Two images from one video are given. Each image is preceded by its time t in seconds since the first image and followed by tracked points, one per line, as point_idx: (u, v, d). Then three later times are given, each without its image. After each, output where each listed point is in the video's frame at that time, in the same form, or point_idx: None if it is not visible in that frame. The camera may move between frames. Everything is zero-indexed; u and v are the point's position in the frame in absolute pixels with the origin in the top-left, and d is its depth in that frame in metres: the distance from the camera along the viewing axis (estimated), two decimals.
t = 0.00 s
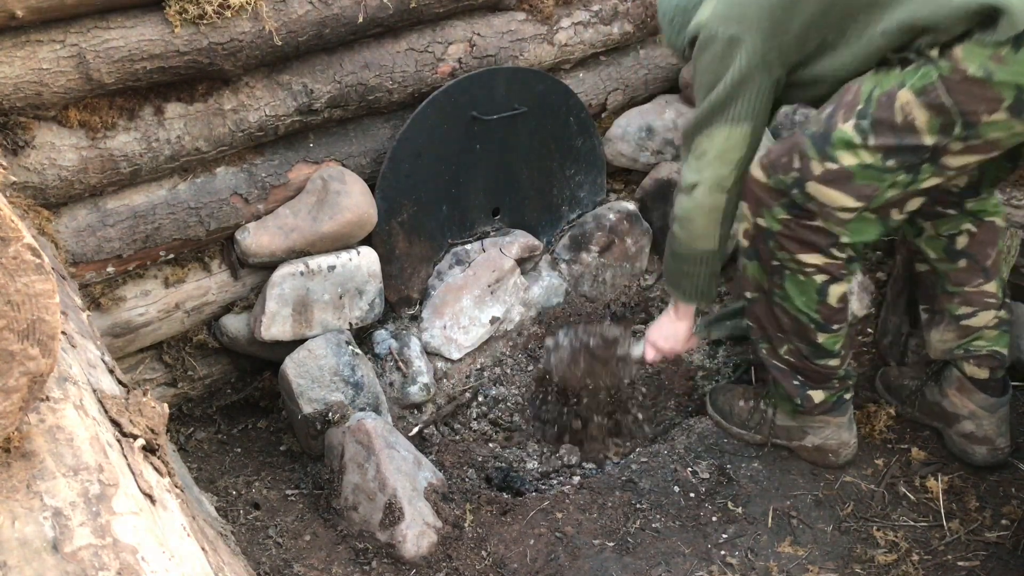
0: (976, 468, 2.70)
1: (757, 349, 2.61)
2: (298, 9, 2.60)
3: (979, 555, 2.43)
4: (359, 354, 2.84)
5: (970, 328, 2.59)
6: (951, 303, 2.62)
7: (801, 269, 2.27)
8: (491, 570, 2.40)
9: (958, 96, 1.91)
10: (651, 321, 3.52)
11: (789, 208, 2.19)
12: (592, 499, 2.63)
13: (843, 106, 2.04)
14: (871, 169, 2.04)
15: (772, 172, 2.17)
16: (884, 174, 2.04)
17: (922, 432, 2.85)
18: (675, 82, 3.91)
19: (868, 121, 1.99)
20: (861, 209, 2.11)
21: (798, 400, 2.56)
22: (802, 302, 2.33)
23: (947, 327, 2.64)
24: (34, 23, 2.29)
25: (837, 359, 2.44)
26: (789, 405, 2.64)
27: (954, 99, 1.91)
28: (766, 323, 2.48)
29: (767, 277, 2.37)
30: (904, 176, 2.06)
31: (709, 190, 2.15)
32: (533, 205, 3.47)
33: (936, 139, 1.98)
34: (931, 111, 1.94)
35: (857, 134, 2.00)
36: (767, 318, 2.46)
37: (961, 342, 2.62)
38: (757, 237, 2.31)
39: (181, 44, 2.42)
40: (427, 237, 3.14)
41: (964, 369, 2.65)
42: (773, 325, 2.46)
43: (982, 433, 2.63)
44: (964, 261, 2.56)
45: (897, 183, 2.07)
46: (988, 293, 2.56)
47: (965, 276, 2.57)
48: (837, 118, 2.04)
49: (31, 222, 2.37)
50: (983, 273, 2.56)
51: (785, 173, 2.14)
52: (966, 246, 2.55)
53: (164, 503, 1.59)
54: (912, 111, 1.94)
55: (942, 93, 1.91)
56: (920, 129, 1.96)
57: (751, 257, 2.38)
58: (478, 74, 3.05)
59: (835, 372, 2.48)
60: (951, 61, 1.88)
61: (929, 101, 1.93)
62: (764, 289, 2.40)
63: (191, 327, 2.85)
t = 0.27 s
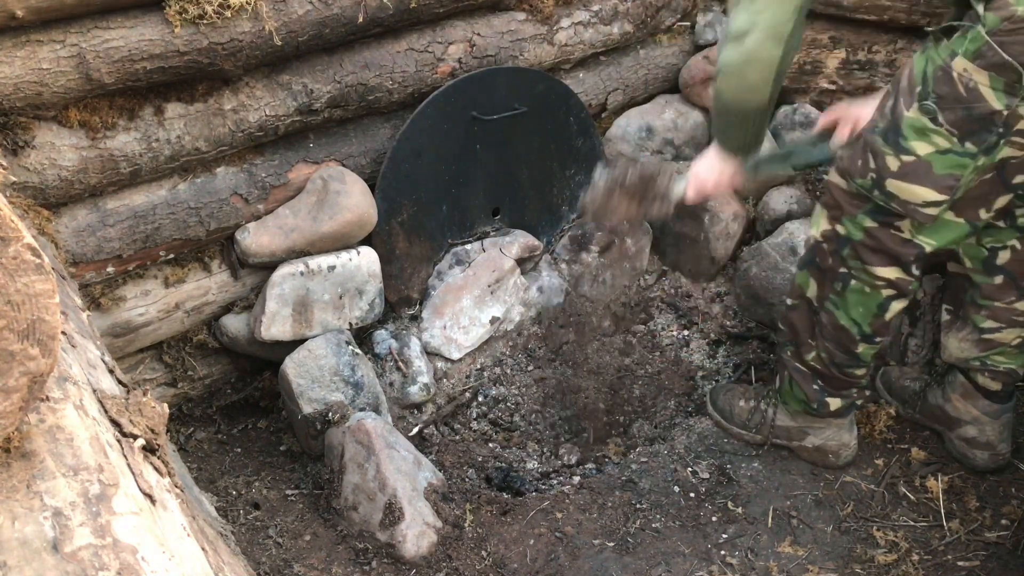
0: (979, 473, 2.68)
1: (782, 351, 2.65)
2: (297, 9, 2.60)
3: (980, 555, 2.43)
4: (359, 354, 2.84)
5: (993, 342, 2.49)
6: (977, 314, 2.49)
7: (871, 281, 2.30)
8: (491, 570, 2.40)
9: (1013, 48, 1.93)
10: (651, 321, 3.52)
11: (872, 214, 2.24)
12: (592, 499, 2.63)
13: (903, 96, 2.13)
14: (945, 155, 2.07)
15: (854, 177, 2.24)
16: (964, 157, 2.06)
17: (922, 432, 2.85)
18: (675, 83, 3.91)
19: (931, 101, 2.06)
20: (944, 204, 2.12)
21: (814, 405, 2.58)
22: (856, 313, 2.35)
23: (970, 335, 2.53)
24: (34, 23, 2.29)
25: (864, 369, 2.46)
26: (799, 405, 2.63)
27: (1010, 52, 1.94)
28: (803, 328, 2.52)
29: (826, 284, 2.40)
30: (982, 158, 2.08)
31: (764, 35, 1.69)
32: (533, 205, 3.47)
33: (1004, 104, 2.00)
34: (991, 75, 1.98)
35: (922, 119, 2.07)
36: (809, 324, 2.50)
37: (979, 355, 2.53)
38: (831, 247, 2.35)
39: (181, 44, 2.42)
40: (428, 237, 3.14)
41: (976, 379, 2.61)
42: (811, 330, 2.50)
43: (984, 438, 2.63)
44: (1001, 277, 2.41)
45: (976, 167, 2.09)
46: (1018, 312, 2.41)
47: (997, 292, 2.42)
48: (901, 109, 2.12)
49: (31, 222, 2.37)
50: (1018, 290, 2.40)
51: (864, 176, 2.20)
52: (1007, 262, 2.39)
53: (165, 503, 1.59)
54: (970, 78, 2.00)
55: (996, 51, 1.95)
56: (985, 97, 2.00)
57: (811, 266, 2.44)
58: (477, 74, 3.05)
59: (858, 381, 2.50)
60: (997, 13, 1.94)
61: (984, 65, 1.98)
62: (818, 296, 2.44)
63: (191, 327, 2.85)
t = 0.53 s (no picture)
0: (978, 474, 2.68)
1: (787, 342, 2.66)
2: (297, 9, 2.60)
3: (979, 555, 2.43)
4: (359, 354, 2.84)
5: (997, 348, 2.48)
6: (984, 319, 2.50)
7: (877, 268, 2.32)
8: (490, 570, 2.40)
9: (976, 20, 2.05)
10: (651, 321, 3.52)
11: (877, 201, 2.28)
12: (592, 499, 2.63)
13: (894, 81, 2.23)
14: (931, 134, 2.15)
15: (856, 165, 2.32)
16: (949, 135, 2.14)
17: (922, 432, 2.85)
18: (676, 83, 3.91)
19: (915, 82, 2.17)
20: (936, 184, 2.18)
21: (817, 397, 2.58)
22: (864, 301, 2.37)
23: (974, 339, 2.53)
24: (34, 24, 2.29)
25: (868, 363, 2.47)
26: (801, 398, 2.63)
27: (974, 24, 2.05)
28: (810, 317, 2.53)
29: (835, 272, 2.44)
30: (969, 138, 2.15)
31: None
32: (533, 205, 3.48)
33: (977, 78, 2.08)
34: (964, 50, 2.08)
35: (907, 100, 2.18)
36: (817, 314, 2.51)
37: (981, 360, 2.53)
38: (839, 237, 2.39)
39: (181, 44, 2.43)
40: (428, 237, 3.15)
41: (976, 384, 2.60)
42: (819, 320, 2.51)
43: (982, 442, 2.63)
44: (1010, 286, 2.41)
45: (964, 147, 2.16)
46: None
47: (1005, 300, 2.43)
48: (892, 93, 2.22)
49: (31, 222, 2.37)
50: None
51: (863, 162, 2.29)
52: (1018, 271, 2.40)
53: (164, 503, 1.59)
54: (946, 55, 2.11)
55: (963, 24, 2.07)
56: (960, 72, 2.10)
57: (824, 250, 2.47)
58: (477, 74, 3.05)
59: (861, 375, 2.51)
60: None
61: (955, 40, 2.09)
62: (828, 283, 2.46)
63: (190, 327, 2.85)
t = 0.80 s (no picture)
0: (978, 474, 2.68)
1: (779, 333, 2.67)
2: (298, 10, 2.60)
3: (979, 555, 2.43)
4: (359, 354, 2.84)
5: (997, 354, 2.46)
6: (984, 325, 2.47)
7: (863, 251, 2.33)
8: (491, 570, 2.40)
9: None
10: (651, 321, 3.52)
11: (861, 181, 2.29)
12: (592, 499, 2.63)
13: (866, 59, 2.27)
14: (898, 105, 2.17)
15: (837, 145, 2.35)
16: (915, 106, 2.16)
17: (922, 432, 2.85)
18: (675, 83, 3.91)
19: (884, 55, 2.20)
20: (906, 155, 2.19)
21: (806, 388, 2.59)
22: (852, 287, 2.38)
23: (974, 343, 2.50)
24: (35, 24, 2.29)
25: (859, 354, 2.47)
26: (791, 390, 2.64)
27: None
28: (801, 305, 2.54)
29: (826, 259, 2.45)
30: (936, 107, 2.16)
31: None
32: (533, 205, 3.48)
33: (936, 44, 2.11)
34: (922, 20, 2.12)
35: (877, 74, 2.21)
36: (809, 303, 2.52)
37: (980, 364, 2.51)
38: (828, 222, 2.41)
39: (181, 44, 2.43)
40: (427, 237, 3.15)
41: (974, 387, 2.60)
42: (810, 308, 2.52)
43: (981, 442, 2.62)
44: (1013, 294, 2.39)
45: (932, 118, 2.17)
46: None
47: (1007, 308, 2.40)
48: (863, 70, 2.26)
49: (31, 222, 2.37)
50: None
51: (843, 141, 2.31)
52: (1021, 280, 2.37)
53: (164, 503, 1.59)
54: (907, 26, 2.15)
55: None
56: (920, 41, 2.13)
57: (814, 237, 2.48)
58: (477, 74, 3.05)
59: (851, 367, 2.51)
60: None
61: (914, 10, 2.13)
62: (819, 271, 2.47)
63: (190, 327, 2.85)
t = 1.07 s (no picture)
0: (978, 475, 2.68)
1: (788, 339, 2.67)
2: (297, 9, 2.60)
3: (979, 555, 2.43)
4: (359, 354, 2.84)
5: (996, 355, 2.46)
6: (983, 326, 2.47)
7: (875, 258, 2.33)
8: (491, 570, 2.40)
9: None
10: (651, 321, 3.53)
11: (874, 188, 2.30)
12: (592, 499, 2.63)
13: (874, 66, 2.27)
14: (905, 111, 2.16)
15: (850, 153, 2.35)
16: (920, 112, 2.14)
17: (922, 432, 2.85)
18: (675, 83, 3.91)
19: (889, 62, 2.20)
20: (913, 161, 2.17)
21: (814, 395, 2.58)
22: (864, 295, 2.37)
23: (974, 343, 2.50)
24: (34, 23, 2.29)
25: (869, 363, 2.46)
26: (799, 396, 2.63)
27: None
28: (812, 313, 2.54)
29: (839, 268, 2.45)
30: (941, 113, 2.13)
31: None
32: (533, 205, 3.48)
33: (938, 50, 2.09)
34: (923, 25, 2.11)
35: (883, 81, 2.21)
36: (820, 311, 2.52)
37: (979, 364, 2.51)
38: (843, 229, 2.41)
39: (181, 44, 2.42)
40: (428, 237, 3.15)
41: (974, 387, 2.59)
42: (821, 316, 2.52)
43: (981, 443, 2.62)
44: (1010, 294, 2.38)
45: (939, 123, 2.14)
46: None
47: (1005, 308, 2.40)
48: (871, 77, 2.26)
49: (31, 222, 2.37)
50: None
51: (854, 149, 2.32)
52: (1018, 281, 2.36)
53: (164, 503, 1.59)
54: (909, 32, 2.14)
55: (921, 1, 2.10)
56: (922, 47, 2.11)
57: (828, 245, 2.49)
58: (477, 74, 3.05)
59: (861, 376, 2.50)
60: None
61: (915, 15, 2.13)
62: (831, 279, 2.47)
63: (191, 327, 2.85)
